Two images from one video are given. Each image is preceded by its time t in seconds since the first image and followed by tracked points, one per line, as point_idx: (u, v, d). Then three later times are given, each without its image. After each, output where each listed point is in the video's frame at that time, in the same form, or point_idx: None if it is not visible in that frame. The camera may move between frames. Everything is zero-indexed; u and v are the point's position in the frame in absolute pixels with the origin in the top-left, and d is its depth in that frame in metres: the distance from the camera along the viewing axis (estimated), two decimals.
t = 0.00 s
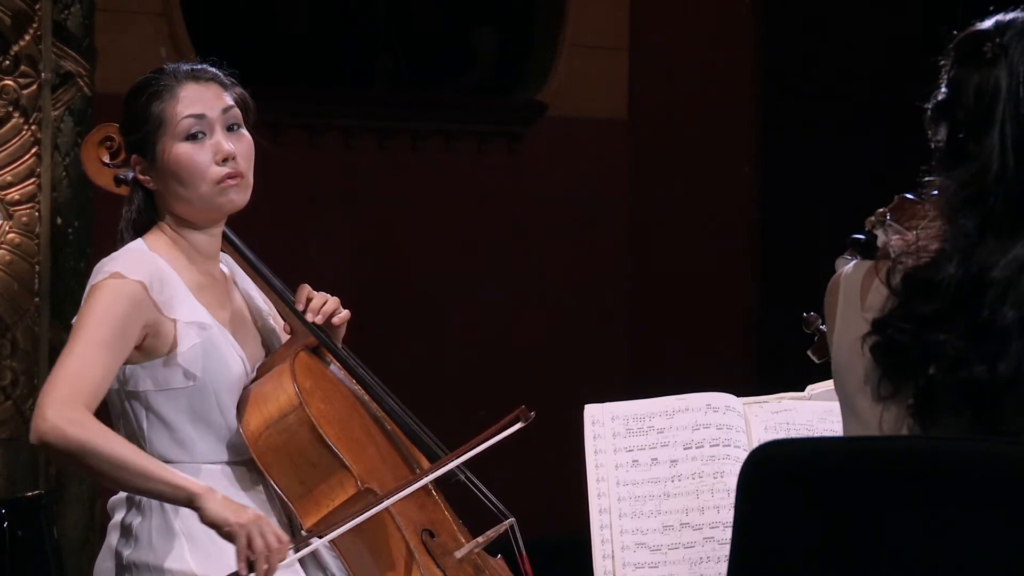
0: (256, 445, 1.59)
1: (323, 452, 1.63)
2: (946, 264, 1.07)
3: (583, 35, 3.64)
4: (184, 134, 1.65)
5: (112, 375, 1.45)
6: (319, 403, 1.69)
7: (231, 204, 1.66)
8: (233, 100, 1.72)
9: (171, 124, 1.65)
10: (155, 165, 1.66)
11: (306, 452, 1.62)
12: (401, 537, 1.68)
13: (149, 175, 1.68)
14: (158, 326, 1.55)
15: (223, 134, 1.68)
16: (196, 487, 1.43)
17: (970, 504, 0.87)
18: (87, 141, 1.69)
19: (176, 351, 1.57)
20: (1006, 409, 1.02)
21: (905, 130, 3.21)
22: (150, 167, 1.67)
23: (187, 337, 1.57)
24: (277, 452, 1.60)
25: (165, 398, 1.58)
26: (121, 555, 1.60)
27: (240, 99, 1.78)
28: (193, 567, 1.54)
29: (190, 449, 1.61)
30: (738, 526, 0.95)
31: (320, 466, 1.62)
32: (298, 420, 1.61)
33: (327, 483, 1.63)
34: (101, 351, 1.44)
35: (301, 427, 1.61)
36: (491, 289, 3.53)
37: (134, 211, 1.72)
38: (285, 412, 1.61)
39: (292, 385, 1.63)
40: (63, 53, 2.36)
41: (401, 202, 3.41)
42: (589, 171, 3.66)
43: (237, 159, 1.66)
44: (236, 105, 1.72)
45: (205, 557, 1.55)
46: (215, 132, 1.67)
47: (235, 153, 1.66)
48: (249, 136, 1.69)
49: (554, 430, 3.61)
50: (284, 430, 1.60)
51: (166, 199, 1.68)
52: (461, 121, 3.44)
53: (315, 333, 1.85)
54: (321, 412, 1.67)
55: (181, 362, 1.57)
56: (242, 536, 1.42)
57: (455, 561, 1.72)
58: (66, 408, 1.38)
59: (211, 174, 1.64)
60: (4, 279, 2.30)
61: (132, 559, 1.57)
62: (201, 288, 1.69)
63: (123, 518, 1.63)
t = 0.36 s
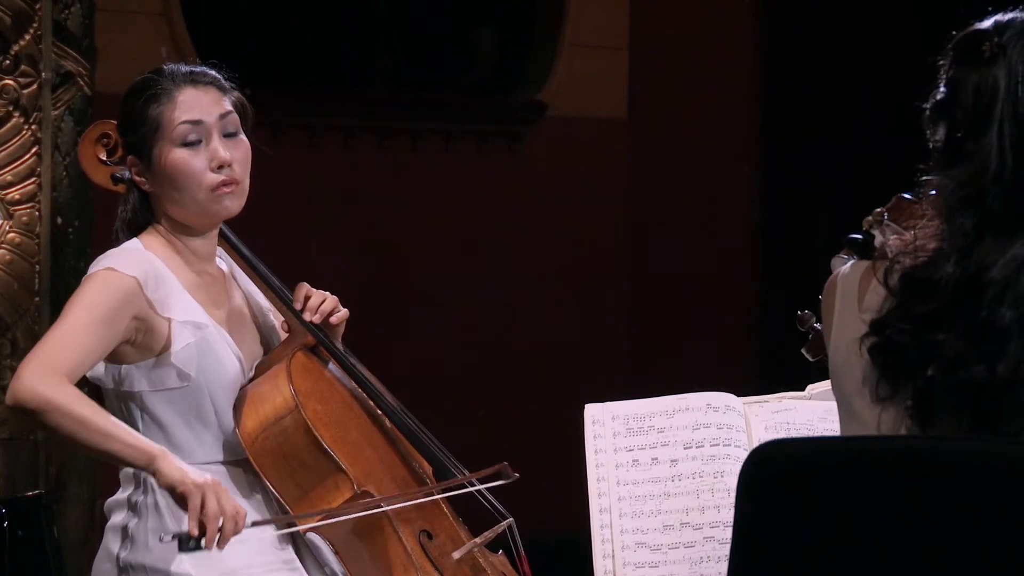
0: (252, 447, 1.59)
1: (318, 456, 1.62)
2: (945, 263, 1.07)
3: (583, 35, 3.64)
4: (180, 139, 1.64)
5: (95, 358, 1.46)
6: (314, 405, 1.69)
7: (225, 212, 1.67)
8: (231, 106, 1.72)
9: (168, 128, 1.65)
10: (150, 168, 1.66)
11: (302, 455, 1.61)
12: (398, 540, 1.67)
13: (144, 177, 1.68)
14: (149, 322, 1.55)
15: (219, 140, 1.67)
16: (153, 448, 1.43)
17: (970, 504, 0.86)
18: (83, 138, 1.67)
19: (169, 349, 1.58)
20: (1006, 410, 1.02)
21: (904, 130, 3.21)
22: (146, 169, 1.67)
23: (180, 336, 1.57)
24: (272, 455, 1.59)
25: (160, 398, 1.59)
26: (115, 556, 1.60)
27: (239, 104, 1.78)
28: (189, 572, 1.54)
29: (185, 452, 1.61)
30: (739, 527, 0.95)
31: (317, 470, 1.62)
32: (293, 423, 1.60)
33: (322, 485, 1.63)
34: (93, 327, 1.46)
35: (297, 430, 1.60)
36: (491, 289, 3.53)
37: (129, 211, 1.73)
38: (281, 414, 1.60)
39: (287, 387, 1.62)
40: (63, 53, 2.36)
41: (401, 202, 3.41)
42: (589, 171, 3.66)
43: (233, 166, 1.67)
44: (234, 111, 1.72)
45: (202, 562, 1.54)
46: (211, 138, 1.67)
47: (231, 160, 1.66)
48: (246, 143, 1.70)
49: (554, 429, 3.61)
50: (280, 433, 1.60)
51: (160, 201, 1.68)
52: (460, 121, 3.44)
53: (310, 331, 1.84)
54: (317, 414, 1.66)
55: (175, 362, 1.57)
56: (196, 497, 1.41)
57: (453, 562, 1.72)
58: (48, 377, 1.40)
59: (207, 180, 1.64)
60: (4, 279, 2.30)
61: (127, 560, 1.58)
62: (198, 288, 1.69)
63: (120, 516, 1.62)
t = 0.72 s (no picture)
0: (247, 450, 1.60)
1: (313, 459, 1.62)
2: (943, 264, 1.07)
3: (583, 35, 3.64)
4: (181, 149, 1.63)
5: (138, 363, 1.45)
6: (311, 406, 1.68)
7: (222, 222, 1.68)
8: (232, 114, 1.71)
9: (169, 137, 1.63)
10: (148, 174, 1.66)
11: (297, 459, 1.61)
12: (395, 544, 1.65)
13: (141, 181, 1.67)
14: (154, 326, 1.55)
15: (220, 150, 1.67)
16: (234, 400, 1.42)
17: (970, 504, 0.86)
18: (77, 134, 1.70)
19: (171, 354, 1.57)
20: (1005, 410, 1.02)
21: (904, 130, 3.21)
22: (144, 174, 1.66)
23: (184, 340, 1.57)
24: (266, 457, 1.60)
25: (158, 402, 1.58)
26: (110, 560, 1.58)
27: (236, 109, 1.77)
28: None
29: (179, 456, 1.60)
30: (739, 527, 0.95)
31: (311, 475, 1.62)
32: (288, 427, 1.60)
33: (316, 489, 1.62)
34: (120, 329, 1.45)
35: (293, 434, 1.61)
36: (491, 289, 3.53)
37: (122, 212, 1.73)
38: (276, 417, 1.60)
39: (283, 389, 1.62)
40: (63, 52, 2.36)
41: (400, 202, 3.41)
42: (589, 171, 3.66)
43: (231, 178, 1.66)
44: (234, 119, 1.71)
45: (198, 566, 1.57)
46: (211, 149, 1.66)
47: (230, 172, 1.66)
48: (245, 153, 1.69)
49: (554, 430, 3.61)
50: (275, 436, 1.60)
51: (156, 207, 1.68)
52: (460, 120, 3.44)
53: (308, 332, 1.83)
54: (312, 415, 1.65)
55: (175, 365, 1.57)
56: (299, 416, 1.40)
57: (450, 564, 1.72)
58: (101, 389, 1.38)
59: (205, 190, 1.64)
60: (4, 278, 2.30)
61: (122, 564, 1.56)
62: (194, 287, 1.70)
63: (112, 521, 1.62)
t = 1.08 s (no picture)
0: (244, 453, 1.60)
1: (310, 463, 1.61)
2: (941, 267, 1.07)
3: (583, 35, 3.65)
4: (201, 169, 1.58)
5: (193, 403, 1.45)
6: (305, 409, 1.67)
7: (230, 241, 1.64)
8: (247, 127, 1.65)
9: (188, 154, 1.58)
10: (160, 186, 1.60)
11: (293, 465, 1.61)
12: (391, 545, 1.66)
13: (151, 190, 1.62)
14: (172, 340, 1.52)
15: (236, 170, 1.61)
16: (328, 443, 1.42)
17: (969, 503, 0.86)
18: (76, 129, 1.67)
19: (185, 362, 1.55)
20: (1004, 412, 1.03)
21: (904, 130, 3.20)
22: (155, 185, 1.61)
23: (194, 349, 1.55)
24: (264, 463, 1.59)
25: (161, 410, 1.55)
26: (109, 563, 1.58)
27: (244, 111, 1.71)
28: None
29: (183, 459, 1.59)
30: (740, 527, 0.95)
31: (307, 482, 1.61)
32: (283, 431, 1.60)
33: (312, 493, 1.61)
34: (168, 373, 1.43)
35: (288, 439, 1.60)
36: (491, 289, 3.53)
37: (119, 209, 1.68)
38: (271, 422, 1.61)
39: (276, 396, 1.63)
40: (63, 52, 2.36)
41: (400, 202, 3.41)
42: (590, 170, 3.66)
43: (246, 199, 1.62)
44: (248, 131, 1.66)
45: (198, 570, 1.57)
46: (229, 168, 1.60)
47: (246, 194, 1.61)
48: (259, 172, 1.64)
49: (554, 430, 3.61)
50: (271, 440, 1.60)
51: (164, 216, 1.63)
52: (460, 119, 3.44)
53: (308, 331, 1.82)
54: (307, 418, 1.65)
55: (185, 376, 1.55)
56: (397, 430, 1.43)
57: (448, 565, 1.72)
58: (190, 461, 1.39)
59: (218, 213, 1.60)
60: (4, 278, 2.31)
61: (122, 567, 1.57)
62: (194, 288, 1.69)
63: (111, 525, 1.61)
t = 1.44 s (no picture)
0: (244, 454, 1.60)
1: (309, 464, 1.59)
2: (939, 271, 1.07)
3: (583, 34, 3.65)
4: (218, 183, 1.58)
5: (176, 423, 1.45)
6: (304, 410, 1.66)
7: (231, 249, 1.65)
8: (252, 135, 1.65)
9: (206, 168, 1.56)
10: (171, 197, 1.58)
11: (291, 465, 1.59)
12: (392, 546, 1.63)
13: (159, 200, 1.59)
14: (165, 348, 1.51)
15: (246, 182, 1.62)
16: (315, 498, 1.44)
17: (966, 502, 0.86)
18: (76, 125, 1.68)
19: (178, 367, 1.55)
20: (1003, 412, 1.03)
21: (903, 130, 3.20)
22: (165, 196, 1.58)
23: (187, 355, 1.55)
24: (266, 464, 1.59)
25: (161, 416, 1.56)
26: (108, 566, 1.58)
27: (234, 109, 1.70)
28: None
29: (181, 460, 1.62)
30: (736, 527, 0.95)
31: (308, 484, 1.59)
32: (284, 431, 1.59)
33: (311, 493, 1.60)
34: (160, 394, 1.43)
35: (287, 440, 1.59)
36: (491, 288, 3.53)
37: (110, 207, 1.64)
38: (270, 422, 1.60)
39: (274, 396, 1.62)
40: (63, 50, 2.36)
41: (400, 201, 3.41)
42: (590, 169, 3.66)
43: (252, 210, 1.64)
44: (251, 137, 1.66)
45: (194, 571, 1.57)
46: (241, 181, 1.61)
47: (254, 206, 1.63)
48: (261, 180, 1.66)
49: (554, 430, 3.61)
50: (270, 440, 1.60)
51: (169, 225, 1.61)
52: (461, 118, 3.44)
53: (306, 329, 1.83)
54: (306, 418, 1.65)
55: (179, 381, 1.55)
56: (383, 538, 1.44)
57: (448, 565, 1.72)
58: (170, 483, 1.40)
59: (229, 225, 1.61)
60: (4, 276, 2.31)
61: (120, 569, 1.56)
62: (188, 291, 1.69)
63: (108, 530, 1.61)
